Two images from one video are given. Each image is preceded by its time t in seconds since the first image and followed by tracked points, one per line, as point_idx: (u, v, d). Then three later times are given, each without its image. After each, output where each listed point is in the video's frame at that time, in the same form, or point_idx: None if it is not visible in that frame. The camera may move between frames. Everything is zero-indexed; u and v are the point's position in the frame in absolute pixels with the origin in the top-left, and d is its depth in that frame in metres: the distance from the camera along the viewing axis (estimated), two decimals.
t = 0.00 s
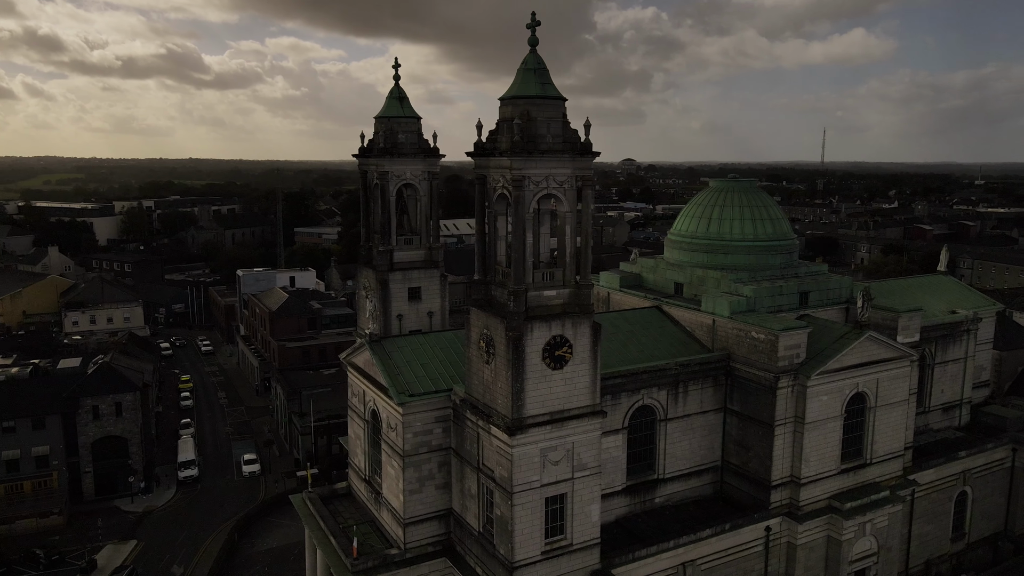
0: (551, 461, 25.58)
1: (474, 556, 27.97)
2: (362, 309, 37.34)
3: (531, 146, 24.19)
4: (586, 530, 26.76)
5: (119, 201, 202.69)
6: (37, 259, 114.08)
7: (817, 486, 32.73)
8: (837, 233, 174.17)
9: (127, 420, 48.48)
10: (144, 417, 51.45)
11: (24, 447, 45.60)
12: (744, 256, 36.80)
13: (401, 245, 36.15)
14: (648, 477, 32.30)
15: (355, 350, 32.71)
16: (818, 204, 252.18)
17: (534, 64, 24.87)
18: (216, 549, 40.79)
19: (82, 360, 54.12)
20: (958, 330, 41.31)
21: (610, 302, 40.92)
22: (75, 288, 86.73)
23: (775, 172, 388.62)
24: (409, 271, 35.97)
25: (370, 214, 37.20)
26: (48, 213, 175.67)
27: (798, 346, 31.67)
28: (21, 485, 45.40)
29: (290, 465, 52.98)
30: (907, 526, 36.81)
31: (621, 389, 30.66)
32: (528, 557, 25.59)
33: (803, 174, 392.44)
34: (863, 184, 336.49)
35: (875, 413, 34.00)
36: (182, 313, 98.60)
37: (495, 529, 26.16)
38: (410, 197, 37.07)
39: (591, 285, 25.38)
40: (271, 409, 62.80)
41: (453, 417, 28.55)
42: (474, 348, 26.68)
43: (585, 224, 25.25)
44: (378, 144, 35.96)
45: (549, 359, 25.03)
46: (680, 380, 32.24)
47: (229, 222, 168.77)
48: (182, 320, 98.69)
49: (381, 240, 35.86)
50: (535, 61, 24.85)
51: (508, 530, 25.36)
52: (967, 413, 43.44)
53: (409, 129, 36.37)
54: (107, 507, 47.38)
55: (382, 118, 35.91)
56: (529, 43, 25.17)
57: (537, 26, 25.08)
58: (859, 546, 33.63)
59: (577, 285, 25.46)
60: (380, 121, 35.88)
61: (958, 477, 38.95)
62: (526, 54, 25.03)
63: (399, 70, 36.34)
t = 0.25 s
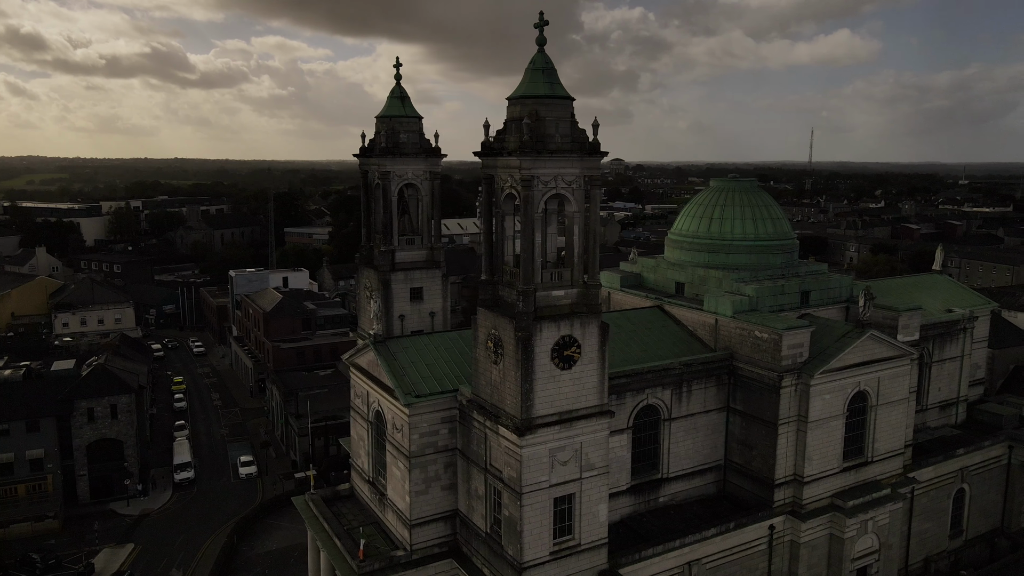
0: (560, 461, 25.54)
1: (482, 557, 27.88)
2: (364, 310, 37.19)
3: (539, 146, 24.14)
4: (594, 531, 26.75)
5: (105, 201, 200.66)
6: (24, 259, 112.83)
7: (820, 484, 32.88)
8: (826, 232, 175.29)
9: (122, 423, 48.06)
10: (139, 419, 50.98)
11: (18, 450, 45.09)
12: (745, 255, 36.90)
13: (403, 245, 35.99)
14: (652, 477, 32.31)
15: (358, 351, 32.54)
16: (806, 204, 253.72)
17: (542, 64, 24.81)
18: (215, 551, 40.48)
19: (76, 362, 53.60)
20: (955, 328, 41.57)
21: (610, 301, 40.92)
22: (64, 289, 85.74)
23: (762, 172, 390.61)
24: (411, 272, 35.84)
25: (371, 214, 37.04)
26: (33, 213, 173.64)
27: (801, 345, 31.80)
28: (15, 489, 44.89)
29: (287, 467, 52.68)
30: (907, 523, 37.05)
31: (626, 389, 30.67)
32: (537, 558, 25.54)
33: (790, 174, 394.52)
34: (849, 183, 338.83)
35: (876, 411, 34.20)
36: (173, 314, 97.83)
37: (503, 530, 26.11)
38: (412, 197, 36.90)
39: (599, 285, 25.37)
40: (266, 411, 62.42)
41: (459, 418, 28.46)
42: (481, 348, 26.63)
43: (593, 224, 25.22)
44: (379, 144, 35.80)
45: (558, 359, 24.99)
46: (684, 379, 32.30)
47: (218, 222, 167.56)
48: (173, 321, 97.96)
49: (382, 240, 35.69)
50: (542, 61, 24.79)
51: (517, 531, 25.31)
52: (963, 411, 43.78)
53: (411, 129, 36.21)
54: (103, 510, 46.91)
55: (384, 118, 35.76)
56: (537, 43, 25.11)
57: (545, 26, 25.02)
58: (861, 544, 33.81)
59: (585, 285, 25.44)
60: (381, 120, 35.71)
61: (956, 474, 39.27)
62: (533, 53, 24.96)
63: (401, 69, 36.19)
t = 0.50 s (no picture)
0: (568, 462, 25.53)
1: (488, 558, 27.82)
2: (365, 311, 37.02)
3: (548, 146, 24.10)
4: (602, 531, 26.76)
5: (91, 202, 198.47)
6: (10, 260, 111.44)
7: (821, 483, 33.06)
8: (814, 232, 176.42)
9: (117, 426, 47.49)
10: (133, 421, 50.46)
11: (11, 453, 44.48)
12: (746, 255, 37.03)
13: (404, 245, 35.86)
14: (656, 476, 32.35)
15: (360, 352, 32.38)
16: (794, 203, 255.21)
17: (550, 64, 24.77)
18: (214, 555, 40.17)
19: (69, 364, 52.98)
20: (951, 327, 41.88)
21: (610, 301, 40.94)
22: (54, 290, 84.78)
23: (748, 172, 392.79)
24: (412, 272, 35.73)
25: (371, 215, 36.89)
26: (18, 213, 171.38)
27: (804, 345, 31.95)
28: (9, 493, 44.29)
29: (283, 469, 52.37)
30: (906, 520, 37.34)
31: (630, 389, 30.70)
32: (546, 558, 25.51)
33: (776, 174, 396.67)
34: (835, 183, 341.17)
35: (877, 410, 34.42)
36: (163, 315, 97.08)
37: (511, 531, 26.06)
38: (413, 198, 36.76)
39: (607, 285, 25.37)
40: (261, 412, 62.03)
41: (464, 419, 28.38)
42: (488, 349, 26.56)
43: (601, 224, 25.22)
44: (380, 144, 35.64)
45: (566, 359, 24.97)
46: (687, 379, 32.37)
47: (206, 223, 166.25)
48: (163, 322, 97.17)
49: (384, 240, 35.54)
50: (550, 61, 24.74)
51: (526, 532, 25.27)
52: (958, 409, 44.17)
53: (412, 129, 36.06)
54: (98, 513, 46.43)
55: (385, 118, 35.61)
56: (544, 43, 25.07)
57: (552, 25, 24.98)
58: (862, 542, 34.04)
59: (593, 286, 25.44)
60: (382, 120, 35.56)
61: (954, 472, 39.63)
62: (541, 53, 24.92)
63: (402, 69, 36.04)
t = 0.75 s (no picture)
0: (575, 462, 25.50)
1: (494, 559, 27.74)
2: (365, 311, 36.84)
3: (555, 146, 24.07)
4: (608, 531, 26.76)
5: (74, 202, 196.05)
6: None
7: (822, 481, 33.24)
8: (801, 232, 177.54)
9: (110, 428, 47.02)
10: (127, 423, 49.95)
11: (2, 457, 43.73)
12: (746, 255, 37.17)
13: (405, 246, 35.71)
14: (659, 476, 32.38)
15: (362, 353, 32.22)
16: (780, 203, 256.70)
17: (556, 64, 24.71)
18: (212, 558, 39.82)
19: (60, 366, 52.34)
20: (946, 325, 42.20)
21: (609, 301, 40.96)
22: (41, 292, 83.75)
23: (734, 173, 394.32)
24: (413, 272, 35.60)
25: (371, 215, 36.72)
26: None
27: (805, 343, 32.10)
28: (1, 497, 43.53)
29: (279, 471, 52.01)
30: (905, 517, 37.64)
31: (634, 388, 30.71)
32: (553, 559, 25.47)
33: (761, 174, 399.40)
34: (820, 183, 343.49)
35: (876, 408, 34.66)
36: (152, 317, 96.20)
37: (518, 531, 26.00)
38: (413, 198, 36.60)
39: (614, 285, 25.37)
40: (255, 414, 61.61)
41: (469, 419, 28.28)
42: (495, 349, 26.50)
43: (608, 224, 25.19)
44: (380, 143, 35.47)
45: (574, 359, 24.94)
46: (689, 379, 32.44)
47: (193, 223, 164.86)
48: (152, 323, 96.32)
49: (385, 241, 35.38)
50: (557, 61, 24.68)
51: (533, 532, 25.21)
52: (953, 407, 44.58)
53: (412, 128, 35.92)
54: (92, 517, 45.88)
55: (385, 117, 35.45)
56: (551, 42, 25.04)
57: (559, 25, 24.95)
58: (862, 539, 34.28)
59: (600, 285, 25.42)
60: (383, 120, 35.41)
61: (950, 469, 39.99)
62: (547, 53, 24.86)
63: (402, 68, 35.89)
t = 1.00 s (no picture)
0: (581, 462, 25.50)
1: (499, 559, 27.68)
2: (363, 312, 36.66)
3: (562, 145, 24.06)
4: (613, 530, 26.79)
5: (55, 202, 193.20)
6: None
7: (821, 479, 33.47)
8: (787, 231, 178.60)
9: (103, 431, 46.46)
10: (119, 426, 49.35)
11: None
12: (744, 254, 37.35)
13: (404, 246, 35.56)
14: (660, 475, 32.47)
15: (363, 354, 32.06)
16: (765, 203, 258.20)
17: (563, 63, 24.72)
18: (209, 561, 39.45)
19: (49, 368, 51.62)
20: (939, 323, 42.61)
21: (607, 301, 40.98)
22: (26, 293, 82.55)
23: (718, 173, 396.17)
24: (412, 273, 35.45)
25: (370, 215, 36.53)
26: None
27: (805, 342, 32.32)
28: None
29: (273, 473, 51.64)
30: (901, 513, 37.97)
31: (636, 388, 30.76)
32: (559, 559, 25.46)
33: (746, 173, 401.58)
34: (804, 183, 345.91)
35: (873, 406, 34.95)
36: (139, 318, 95.14)
37: (524, 532, 25.96)
38: (412, 197, 36.44)
39: (619, 285, 25.40)
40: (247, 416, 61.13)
41: (473, 420, 28.21)
42: (500, 349, 26.45)
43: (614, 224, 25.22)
44: (379, 143, 35.31)
45: (580, 359, 24.94)
46: (690, 378, 32.56)
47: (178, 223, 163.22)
48: (139, 325, 95.36)
49: (384, 241, 35.20)
50: (563, 60, 24.69)
51: (540, 532, 25.18)
52: (945, 404, 45.04)
53: (411, 128, 35.78)
54: (84, 521, 45.24)
55: (384, 117, 35.33)
56: (557, 42, 25.04)
57: (565, 24, 24.96)
58: (860, 536, 34.55)
59: (605, 285, 25.44)
60: (382, 119, 35.26)
61: (944, 466, 40.40)
62: (553, 53, 24.88)
63: (401, 68, 35.76)
